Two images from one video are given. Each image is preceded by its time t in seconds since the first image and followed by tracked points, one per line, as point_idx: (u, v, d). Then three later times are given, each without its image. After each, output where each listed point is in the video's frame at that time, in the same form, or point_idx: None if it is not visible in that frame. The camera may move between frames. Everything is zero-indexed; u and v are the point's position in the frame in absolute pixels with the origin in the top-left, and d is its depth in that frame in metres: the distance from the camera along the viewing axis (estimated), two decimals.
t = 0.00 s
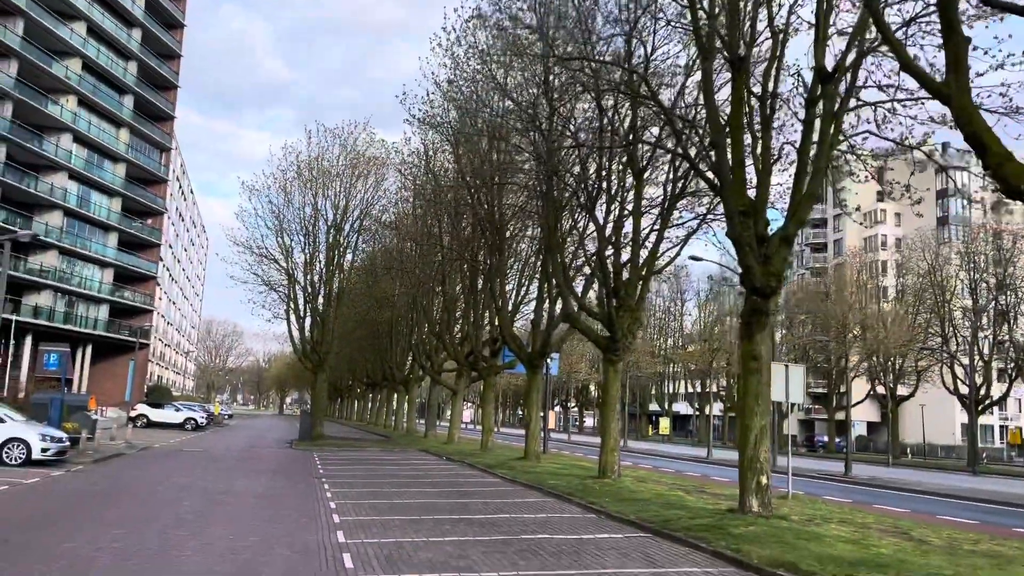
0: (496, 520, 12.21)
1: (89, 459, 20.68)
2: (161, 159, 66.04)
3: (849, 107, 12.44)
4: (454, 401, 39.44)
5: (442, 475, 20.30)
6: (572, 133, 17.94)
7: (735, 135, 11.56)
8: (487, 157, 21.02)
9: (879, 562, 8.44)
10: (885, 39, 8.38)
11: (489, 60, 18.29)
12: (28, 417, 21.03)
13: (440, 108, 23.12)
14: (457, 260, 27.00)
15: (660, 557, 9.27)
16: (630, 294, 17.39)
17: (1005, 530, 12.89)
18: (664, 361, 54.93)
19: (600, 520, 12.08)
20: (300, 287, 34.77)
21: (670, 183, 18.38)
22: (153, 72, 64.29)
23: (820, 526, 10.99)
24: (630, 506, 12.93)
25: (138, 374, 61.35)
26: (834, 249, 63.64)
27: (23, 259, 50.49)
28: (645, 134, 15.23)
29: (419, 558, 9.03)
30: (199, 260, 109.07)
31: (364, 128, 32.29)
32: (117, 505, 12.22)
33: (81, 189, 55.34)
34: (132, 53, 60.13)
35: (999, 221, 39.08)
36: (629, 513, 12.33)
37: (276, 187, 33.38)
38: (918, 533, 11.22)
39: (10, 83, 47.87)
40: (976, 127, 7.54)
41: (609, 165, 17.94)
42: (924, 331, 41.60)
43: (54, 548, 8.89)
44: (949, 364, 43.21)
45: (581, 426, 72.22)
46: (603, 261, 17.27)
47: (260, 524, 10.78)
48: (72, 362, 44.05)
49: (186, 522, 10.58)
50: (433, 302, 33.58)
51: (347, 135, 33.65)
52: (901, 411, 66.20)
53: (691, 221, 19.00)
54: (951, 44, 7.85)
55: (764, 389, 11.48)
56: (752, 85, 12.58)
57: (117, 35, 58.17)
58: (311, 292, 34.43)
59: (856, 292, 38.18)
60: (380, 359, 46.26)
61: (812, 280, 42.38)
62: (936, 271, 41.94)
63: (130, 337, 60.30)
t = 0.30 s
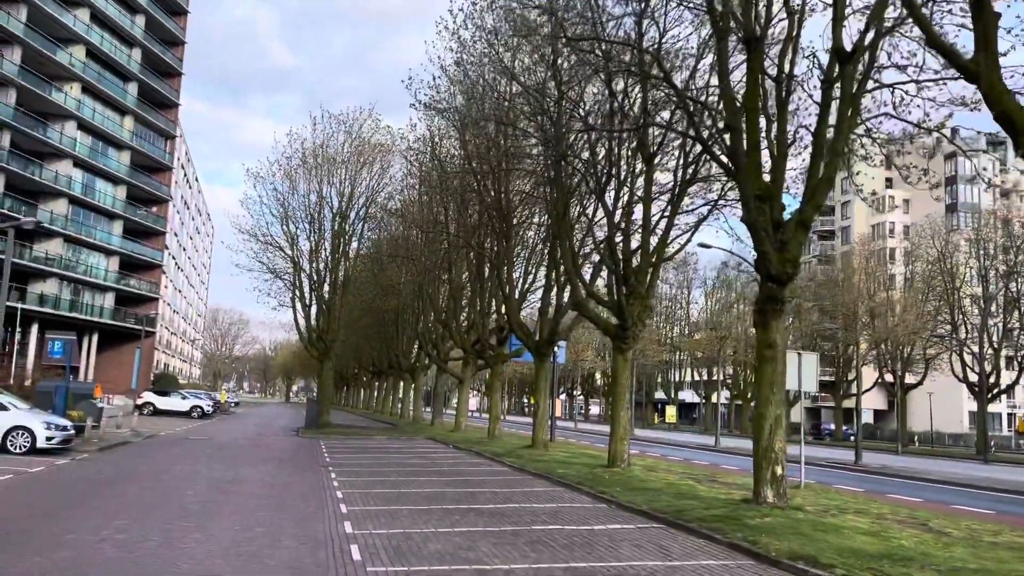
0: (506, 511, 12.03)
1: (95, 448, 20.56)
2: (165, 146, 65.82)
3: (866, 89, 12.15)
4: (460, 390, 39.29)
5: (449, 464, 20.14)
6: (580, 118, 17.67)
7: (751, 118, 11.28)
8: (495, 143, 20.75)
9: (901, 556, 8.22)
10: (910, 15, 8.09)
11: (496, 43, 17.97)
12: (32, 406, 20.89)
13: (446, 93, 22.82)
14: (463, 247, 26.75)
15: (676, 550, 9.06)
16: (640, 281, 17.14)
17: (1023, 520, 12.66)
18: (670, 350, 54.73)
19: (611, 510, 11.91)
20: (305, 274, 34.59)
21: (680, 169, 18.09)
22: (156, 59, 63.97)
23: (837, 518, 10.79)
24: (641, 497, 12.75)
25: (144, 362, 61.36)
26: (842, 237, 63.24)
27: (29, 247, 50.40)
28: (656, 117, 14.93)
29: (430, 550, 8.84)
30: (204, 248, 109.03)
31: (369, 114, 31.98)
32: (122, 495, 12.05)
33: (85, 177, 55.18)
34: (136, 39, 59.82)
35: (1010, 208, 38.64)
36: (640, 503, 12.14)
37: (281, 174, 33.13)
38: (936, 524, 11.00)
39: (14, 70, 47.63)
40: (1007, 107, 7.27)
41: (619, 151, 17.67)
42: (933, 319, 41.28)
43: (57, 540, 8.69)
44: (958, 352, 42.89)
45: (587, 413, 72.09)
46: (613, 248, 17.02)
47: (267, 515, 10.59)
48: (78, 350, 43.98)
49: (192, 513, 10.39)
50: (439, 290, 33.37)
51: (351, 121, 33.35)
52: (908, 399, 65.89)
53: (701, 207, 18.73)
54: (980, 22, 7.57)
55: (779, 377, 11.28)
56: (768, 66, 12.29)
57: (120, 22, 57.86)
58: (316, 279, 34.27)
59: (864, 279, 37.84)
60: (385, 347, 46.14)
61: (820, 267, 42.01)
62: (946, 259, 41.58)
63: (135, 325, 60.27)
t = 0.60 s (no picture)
0: (509, 497, 11.82)
1: (92, 435, 20.34)
2: (164, 133, 65.41)
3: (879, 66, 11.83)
4: (461, 377, 39.09)
5: (450, 451, 19.92)
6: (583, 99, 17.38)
7: (761, 96, 11.00)
8: (496, 125, 20.45)
9: (916, 543, 7.98)
10: None
11: (498, 22, 17.61)
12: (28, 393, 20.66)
13: (447, 76, 22.46)
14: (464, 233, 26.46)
15: (684, 537, 8.83)
16: (645, 266, 16.86)
17: None
18: (671, 337, 54.52)
19: (616, 498, 11.69)
20: (305, 261, 34.33)
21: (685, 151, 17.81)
22: (155, 44, 63.50)
23: (847, 504, 10.56)
24: (646, 484, 12.53)
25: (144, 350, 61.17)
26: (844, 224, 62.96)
27: (27, 233, 50.13)
28: (662, 96, 14.60)
29: (432, 537, 8.61)
30: (204, 236, 108.69)
31: (368, 98, 31.62)
32: (117, 482, 11.81)
33: (83, 163, 54.82)
34: (134, 25, 59.33)
35: (1014, 193, 38.33)
36: (646, 490, 11.92)
37: (280, 160, 32.78)
38: (948, 511, 10.76)
39: (11, 56, 47.20)
40: None
41: (623, 133, 17.38)
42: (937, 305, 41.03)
43: (49, 527, 8.46)
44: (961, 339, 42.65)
45: (588, 401, 71.95)
46: (617, 230, 16.71)
47: (265, 502, 10.37)
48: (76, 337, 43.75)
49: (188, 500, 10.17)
50: (440, 276, 33.10)
51: (351, 106, 32.97)
52: (910, 386, 65.71)
53: (706, 190, 18.45)
54: None
55: (789, 361, 11.04)
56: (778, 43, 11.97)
57: (118, 7, 57.37)
58: (316, 266, 34.03)
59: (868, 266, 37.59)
60: (386, 335, 45.91)
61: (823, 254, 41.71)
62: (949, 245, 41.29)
63: (135, 313, 60.04)
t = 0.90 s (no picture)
0: (506, 490, 11.58)
1: (82, 426, 20.06)
2: (157, 121, 64.88)
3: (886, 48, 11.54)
4: (457, 367, 38.85)
5: (446, 442, 19.69)
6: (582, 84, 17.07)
7: (766, 79, 10.70)
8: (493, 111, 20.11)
9: (928, 538, 7.74)
10: None
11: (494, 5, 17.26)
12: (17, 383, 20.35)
13: (443, 61, 22.08)
14: (460, 221, 26.15)
15: (687, 532, 8.61)
16: (645, 254, 16.57)
17: None
18: (668, 327, 54.37)
19: (616, 490, 11.46)
20: (300, 250, 34.00)
21: (685, 138, 17.51)
22: (147, 31, 62.86)
23: (853, 498, 10.34)
24: (647, 476, 12.29)
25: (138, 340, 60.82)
26: (841, 213, 62.79)
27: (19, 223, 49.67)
28: (662, 80, 14.28)
29: (428, 533, 8.34)
30: (198, 226, 108.08)
31: (362, 85, 31.21)
32: (103, 476, 11.52)
33: (75, 152, 54.31)
34: (126, 11, 58.71)
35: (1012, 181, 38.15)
36: (646, 482, 11.69)
37: (274, 147, 32.38)
38: (954, 503, 10.57)
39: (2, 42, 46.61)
40: None
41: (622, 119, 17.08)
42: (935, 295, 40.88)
43: (31, 523, 8.18)
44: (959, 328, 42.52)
45: (585, 391, 71.84)
46: (616, 219, 16.40)
47: (256, 497, 10.10)
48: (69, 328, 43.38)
49: (177, 495, 9.91)
50: (436, 266, 32.80)
51: (346, 93, 32.56)
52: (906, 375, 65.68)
53: (707, 177, 18.16)
54: None
55: (793, 352, 10.79)
56: (782, 25, 11.67)
57: None
58: (311, 256, 33.70)
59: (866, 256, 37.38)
60: (381, 325, 45.63)
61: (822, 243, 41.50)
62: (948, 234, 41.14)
63: (129, 303, 59.64)
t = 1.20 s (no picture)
0: (502, 478, 11.34)
1: (70, 415, 19.73)
2: (146, 108, 64.19)
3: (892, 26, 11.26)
4: (451, 355, 38.60)
5: (440, 430, 19.45)
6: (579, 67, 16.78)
7: (771, 57, 10.40)
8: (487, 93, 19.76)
9: (938, 525, 7.51)
10: None
11: None
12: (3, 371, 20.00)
13: (436, 44, 21.73)
14: (453, 207, 25.84)
15: (689, 521, 8.37)
16: (642, 239, 16.28)
17: None
18: (662, 316, 54.16)
19: (615, 479, 11.20)
20: (291, 237, 33.63)
21: (684, 122, 17.24)
22: (136, 17, 62.08)
23: (857, 485, 10.12)
24: (645, 464, 12.06)
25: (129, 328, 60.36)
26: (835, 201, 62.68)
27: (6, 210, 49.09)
28: (662, 59, 13.98)
29: (423, 523, 8.08)
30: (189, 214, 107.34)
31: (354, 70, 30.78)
32: (89, 465, 11.24)
33: (64, 139, 53.68)
34: None
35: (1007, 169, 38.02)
36: (645, 470, 11.46)
37: (265, 133, 31.96)
38: (959, 490, 10.35)
39: None
40: None
41: (620, 101, 16.77)
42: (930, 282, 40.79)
43: (11, 513, 7.90)
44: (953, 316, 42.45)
45: (578, 379, 71.73)
46: (613, 203, 16.13)
47: (245, 485, 9.83)
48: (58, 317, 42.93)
49: (164, 484, 9.63)
50: (429, 253, 32.48)
51: (337, 78, 32.12)
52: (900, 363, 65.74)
53: (705, 162, 17.91)
54: None
55: (796, 337, 10.55)
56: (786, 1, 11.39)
57: None
58: (303, 243, 33.35)
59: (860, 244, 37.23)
60: (374, 313, 45.34)
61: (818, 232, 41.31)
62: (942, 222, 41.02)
63: (119, 291, 59.13)
